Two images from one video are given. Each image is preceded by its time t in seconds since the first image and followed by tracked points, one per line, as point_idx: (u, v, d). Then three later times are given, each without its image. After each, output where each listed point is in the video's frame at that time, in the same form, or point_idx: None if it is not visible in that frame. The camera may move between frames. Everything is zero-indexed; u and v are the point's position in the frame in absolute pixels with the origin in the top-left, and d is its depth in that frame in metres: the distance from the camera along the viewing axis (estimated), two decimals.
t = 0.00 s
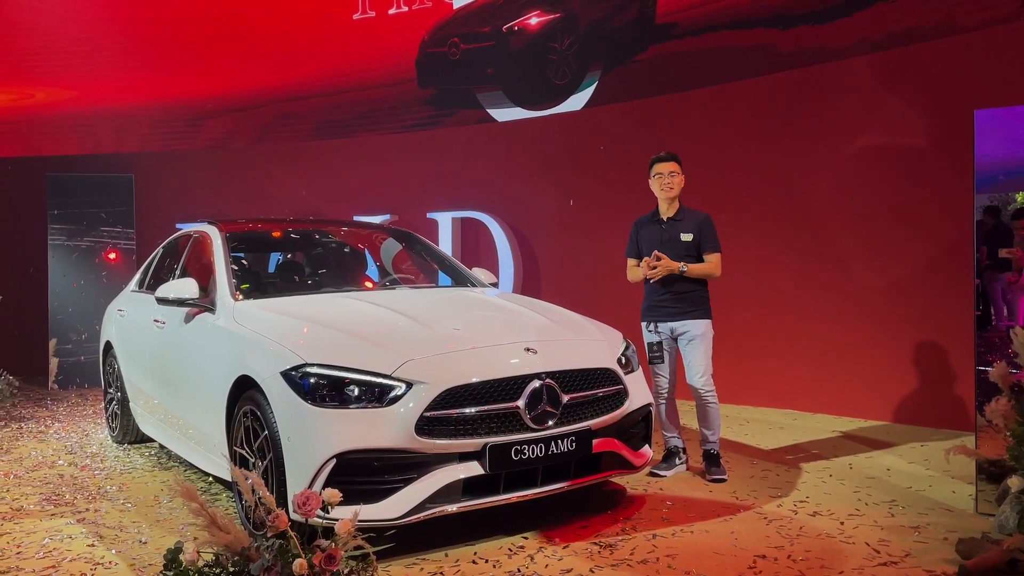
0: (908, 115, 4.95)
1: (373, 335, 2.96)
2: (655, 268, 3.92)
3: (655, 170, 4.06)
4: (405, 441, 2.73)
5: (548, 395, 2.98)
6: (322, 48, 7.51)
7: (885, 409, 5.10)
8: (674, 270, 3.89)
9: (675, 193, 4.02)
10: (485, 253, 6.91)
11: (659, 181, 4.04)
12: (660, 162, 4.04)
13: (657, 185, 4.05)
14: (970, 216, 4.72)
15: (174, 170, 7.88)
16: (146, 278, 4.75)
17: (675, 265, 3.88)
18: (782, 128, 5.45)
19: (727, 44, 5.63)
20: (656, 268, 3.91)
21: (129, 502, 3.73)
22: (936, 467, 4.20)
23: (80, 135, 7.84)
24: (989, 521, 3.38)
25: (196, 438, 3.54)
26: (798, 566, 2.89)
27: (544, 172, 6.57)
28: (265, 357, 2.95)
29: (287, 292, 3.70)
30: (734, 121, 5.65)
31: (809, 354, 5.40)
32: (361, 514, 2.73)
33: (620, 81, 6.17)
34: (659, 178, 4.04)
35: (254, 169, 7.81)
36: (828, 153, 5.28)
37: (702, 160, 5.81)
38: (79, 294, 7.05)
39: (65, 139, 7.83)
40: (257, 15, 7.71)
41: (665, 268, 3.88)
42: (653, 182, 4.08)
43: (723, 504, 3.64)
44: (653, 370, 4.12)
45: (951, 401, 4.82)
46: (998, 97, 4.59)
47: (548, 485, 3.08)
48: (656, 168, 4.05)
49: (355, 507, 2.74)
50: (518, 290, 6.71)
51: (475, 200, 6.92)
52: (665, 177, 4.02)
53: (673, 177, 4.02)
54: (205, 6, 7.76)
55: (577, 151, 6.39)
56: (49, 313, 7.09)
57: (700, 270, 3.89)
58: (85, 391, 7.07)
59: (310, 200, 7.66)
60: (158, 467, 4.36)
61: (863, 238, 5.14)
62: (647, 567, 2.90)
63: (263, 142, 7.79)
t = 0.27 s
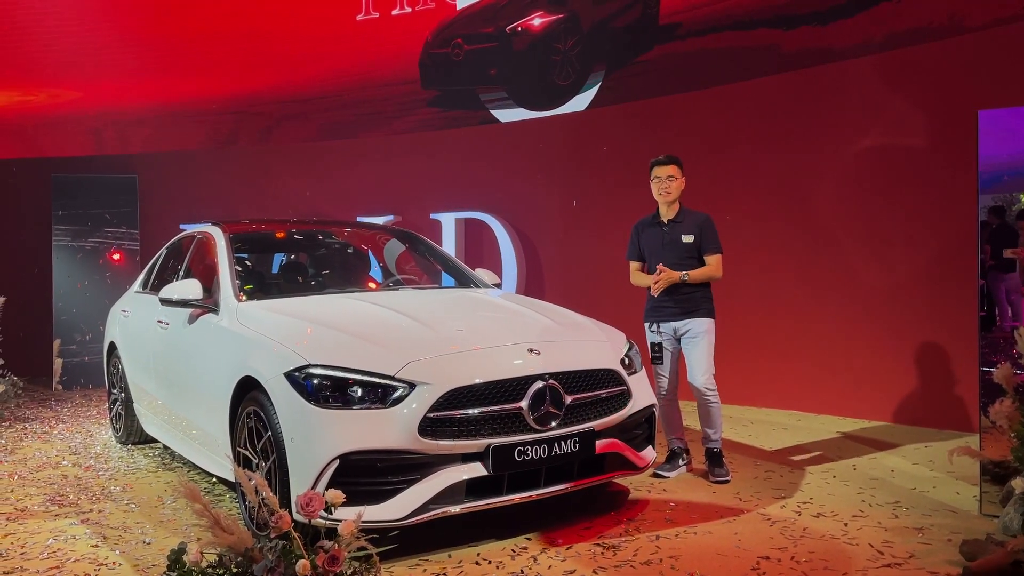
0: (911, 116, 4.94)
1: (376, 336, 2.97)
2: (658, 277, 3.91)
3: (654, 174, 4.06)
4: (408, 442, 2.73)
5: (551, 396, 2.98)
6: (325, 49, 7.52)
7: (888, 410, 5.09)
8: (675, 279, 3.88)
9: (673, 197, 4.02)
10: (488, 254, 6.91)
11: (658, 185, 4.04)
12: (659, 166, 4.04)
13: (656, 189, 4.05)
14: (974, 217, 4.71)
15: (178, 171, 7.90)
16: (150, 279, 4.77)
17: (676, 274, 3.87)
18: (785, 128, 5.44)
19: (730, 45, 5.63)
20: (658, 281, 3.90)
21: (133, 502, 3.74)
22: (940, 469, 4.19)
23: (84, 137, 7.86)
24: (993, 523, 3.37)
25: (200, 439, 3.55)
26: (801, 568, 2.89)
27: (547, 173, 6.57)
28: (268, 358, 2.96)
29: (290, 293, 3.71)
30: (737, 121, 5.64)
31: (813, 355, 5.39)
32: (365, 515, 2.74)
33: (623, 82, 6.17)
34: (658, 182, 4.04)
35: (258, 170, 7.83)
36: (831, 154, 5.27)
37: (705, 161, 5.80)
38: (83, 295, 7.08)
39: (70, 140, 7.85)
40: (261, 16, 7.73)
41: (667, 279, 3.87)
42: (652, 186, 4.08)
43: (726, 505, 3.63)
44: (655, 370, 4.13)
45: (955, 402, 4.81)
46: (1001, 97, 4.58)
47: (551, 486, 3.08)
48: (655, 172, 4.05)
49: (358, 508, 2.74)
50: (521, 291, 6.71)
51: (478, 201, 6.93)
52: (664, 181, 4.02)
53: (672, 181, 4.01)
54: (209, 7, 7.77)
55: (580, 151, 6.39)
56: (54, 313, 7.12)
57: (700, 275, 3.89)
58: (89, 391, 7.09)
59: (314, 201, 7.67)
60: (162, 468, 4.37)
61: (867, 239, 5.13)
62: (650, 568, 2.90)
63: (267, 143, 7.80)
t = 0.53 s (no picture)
0: (915, 116, 4.93)
1: (380, 337, 2.97)
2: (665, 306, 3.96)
3: (657, 178, 4.06)
4: (412, 443, 2.73)
5: (554, 398, 2.97)
6: (329, 51, 7.52)
7: (893, 411, 5.08)
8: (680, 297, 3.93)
9: (676, 202, 4.01)
10: (492, 255, 6.92)
11: (662, 189, 4.04)
12: (663, 169, 4.03)
13: (660, 193, 4.06)
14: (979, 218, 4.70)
15: (182, 172, 7.91)
16: (154, 280, 4.77)
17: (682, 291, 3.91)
18: (789, 129, 5.44)
19: (733, 46, 5.62)
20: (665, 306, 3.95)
21: (137, 503, 3.75)
22: (945, 470, 4.18)
23: (88, 138, 7.87)
24: (997, 524, 3.35)
25: (203, 440, 3.56)
26: (805, 570, 2.88)
27: (550, 174, 6.57)
28: (272, 359, 2.96)
29: (294, 294, 3.71)
30: (740, 122, 5.64)
31: (817, 356, 5.38)
32: (368, 517, 2.74)
33: (626, 83, 6.17)
34: (662, 185, 4.04)
35: (261, 171, 7.84)
36: (835, 155, 5.26)
37: (708, 162, 5.80)
38: (87, 296, 7.09)
39: (73, 141, 7.86)
40: (265, 17, 7.74)
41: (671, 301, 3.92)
42: (656, 190, 4.08)
43: (729, 506, 3.63)
44: (660, 371, 4.13)
45: (959, 403, 4.81)
46: (1005, 98, 4.57)
47: (555, 488, 3.08)
48: (659, 175, 4.05)
49: (362, 509, 2.74)
50: (524, 291, 6.71)
51: (481, 202, 6.93)
52: (667, 185, 4.02)
53: (675, 185, 4.01)
54: (213, 9, 7.78)
55: (583, 152, 6.39)
56: (59, 314, 7.13)
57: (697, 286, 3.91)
58: (94, 392, 7.10)
59: (317, 202, 7.68)
60: (166, 469, 4.37)
61: (871, 240, 5.13)
62: (654, 570, 2.89)
63: (270, 144, 7.81)
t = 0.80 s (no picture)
0: (919, 117, 4.92)
1: (383, 338, 2.97)
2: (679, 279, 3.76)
3: (672, 178, 4.05)
4: (415, 444, 2.73)
5: (558, 398, 2.97)
6: (332, 51, 7.53)
7: (896, 411, 5.08)
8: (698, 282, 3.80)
9: (690, 203, 4.01)
10: (494, 255, 6.92)
11: (676, 189, 4.03)
12: (677, 169, 4.02)
13: (675, 193, 4.05)
14: (983, 218, 4.69)
15: (185, 173, 7.92)
16: (157, 280, 4.78)
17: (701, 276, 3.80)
18: (793, 129, 5.43)
19: (737, 47, 5.62)
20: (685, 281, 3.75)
21: (140, 504, 3.76)
22: (948, 471, 4.17)
23: (91, 139, 7.88)
24: (1000, 525, 3.34)
25: (207, 440, 3.56)
26: (809, 570, 2.88)
27: (553, 174, 6.57)
28: (275, 360, 2.96)
29: (297, 295, 3.71)
30: (744, 123, 5.63)
31: (820, 357, 5.38)
32: (371, 517, 2.74)
33: (629, 84, 6.17)
34: (677, 186, 4.03)
35: (264, 171, 7.85)
36: (838, 155, 5.26)
37: (712, 162, 5.80)
38: (91, 297, 7.11)
39: (76, 142, 7.86)
40: (268, 18, 7.74)
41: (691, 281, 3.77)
42: (671, 190, 4.08)
43: (732, 507, 3.63)
44: (666, 373, 4.13)
45: (962, 404, 4.81)
46: (1010, 98, 4.56)
47: (558, 488, 3.08)
48: (674, 175, 4.04)
49: (365, 510, 2.75)
50: (527, 292, 6.71)
51: (484, 202, 6.93)
52: (683, 186, 4.01)
53: (691, 186, 4.01)
54: (215, 9, 7.79)
55: (587, 153, 6.39)
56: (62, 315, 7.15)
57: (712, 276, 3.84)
58: (97, 393, 7.12)
59: (320, 203, 7.69)
60: (169, 469, 4.38)
61: (874, 240, 5.12)
62: (657, 570, 2.90)
63: (273, 145, 7.82)
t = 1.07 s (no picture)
0: (922, 117, 4.92)
1: (385, 338, 2.97)
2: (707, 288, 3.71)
3: (690, 175, 3.99)
4: (417, 444, 2.74)
5: (560, 398, 2.97)
6: (335, 52, 7.53)
7: (899, 411, 5.07)
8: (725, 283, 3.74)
9: (708, 201, 3.96)
10: (497, 255, 6.92)
11: (694, 187, 3.98)
12: (696, 167, 3.96)
13: (692, 191, 3.99)
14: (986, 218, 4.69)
15: (188, 174, 7.93)
16: (160, 281, 4.79)
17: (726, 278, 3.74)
18: (795, 129, 5.43)
19: (740, 47, 5.61)
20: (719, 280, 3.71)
21: (143, 504, 3.76)
22: (951, 471, 4.17)
23: (94, 140, 7.89)
24: (1003, 525, 3.34)
25: (209, 440, 3.56)
26: (811, 570, 2.88)
27: (555, 175, 6.57)
28: (278, 360, 2.97)
29: (299, 295, 3.72)
30: (746, 122, 5.63)
31: (823, 358, 5.37)
32: (373, 517, 2.74)
33: (632, 84, 6.17)
34: (695, 184, 3.98)
35: (266, 172, 7.86)
36: (841, 155, 5.25)
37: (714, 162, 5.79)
38: (94, 297, 7.13)
39: (79, 142, 7.87)
40: (270, 18, 7.74)
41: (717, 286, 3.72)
42: (688, 187, 4.02)
43: (734, 508, 3.62)
44: (676, 374, 4.10)
45: (965, 403, 4.80)
46: (1013, 97, 4.55)
47: (560, 488, 3.08)
48: (692, 173, 3.99)
49: (367, 510, 2.75)
50: (529, 292, 6.72)
51: (486, 203, 6.93)
52: (700, 183, 3.96)
53: (709, 185, 3.95)
54: (218, 10, 7.79)
55: (589, 153, 6.39)
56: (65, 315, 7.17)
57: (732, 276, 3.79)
58: (100, 393, 7.14)
59: (322, 203, 7.70)
60: (172, 469, 4.39)
61: (877, 240, 5.11)
62: (660, 570, 2.90)
63: (276, 146, 7.83)
